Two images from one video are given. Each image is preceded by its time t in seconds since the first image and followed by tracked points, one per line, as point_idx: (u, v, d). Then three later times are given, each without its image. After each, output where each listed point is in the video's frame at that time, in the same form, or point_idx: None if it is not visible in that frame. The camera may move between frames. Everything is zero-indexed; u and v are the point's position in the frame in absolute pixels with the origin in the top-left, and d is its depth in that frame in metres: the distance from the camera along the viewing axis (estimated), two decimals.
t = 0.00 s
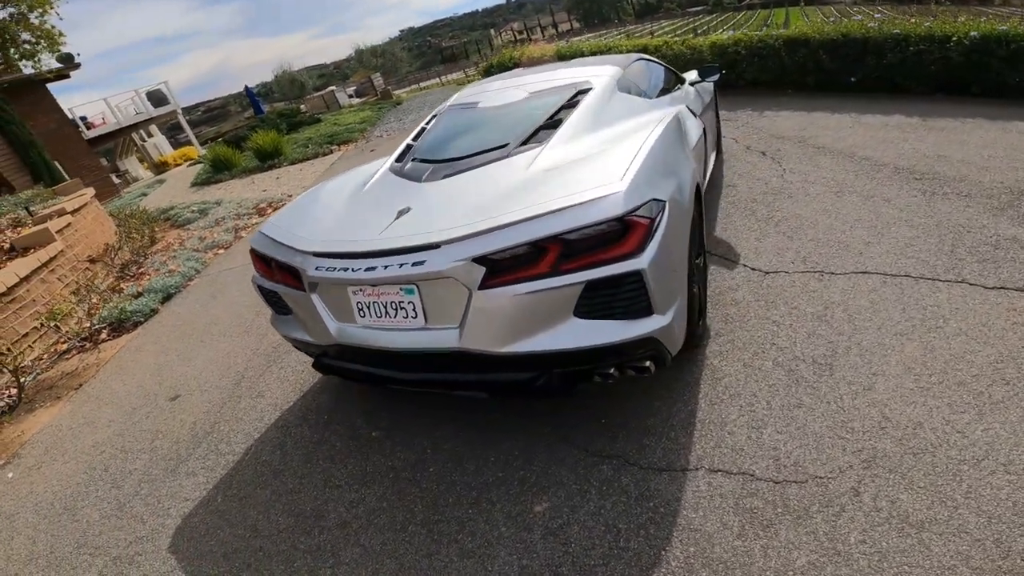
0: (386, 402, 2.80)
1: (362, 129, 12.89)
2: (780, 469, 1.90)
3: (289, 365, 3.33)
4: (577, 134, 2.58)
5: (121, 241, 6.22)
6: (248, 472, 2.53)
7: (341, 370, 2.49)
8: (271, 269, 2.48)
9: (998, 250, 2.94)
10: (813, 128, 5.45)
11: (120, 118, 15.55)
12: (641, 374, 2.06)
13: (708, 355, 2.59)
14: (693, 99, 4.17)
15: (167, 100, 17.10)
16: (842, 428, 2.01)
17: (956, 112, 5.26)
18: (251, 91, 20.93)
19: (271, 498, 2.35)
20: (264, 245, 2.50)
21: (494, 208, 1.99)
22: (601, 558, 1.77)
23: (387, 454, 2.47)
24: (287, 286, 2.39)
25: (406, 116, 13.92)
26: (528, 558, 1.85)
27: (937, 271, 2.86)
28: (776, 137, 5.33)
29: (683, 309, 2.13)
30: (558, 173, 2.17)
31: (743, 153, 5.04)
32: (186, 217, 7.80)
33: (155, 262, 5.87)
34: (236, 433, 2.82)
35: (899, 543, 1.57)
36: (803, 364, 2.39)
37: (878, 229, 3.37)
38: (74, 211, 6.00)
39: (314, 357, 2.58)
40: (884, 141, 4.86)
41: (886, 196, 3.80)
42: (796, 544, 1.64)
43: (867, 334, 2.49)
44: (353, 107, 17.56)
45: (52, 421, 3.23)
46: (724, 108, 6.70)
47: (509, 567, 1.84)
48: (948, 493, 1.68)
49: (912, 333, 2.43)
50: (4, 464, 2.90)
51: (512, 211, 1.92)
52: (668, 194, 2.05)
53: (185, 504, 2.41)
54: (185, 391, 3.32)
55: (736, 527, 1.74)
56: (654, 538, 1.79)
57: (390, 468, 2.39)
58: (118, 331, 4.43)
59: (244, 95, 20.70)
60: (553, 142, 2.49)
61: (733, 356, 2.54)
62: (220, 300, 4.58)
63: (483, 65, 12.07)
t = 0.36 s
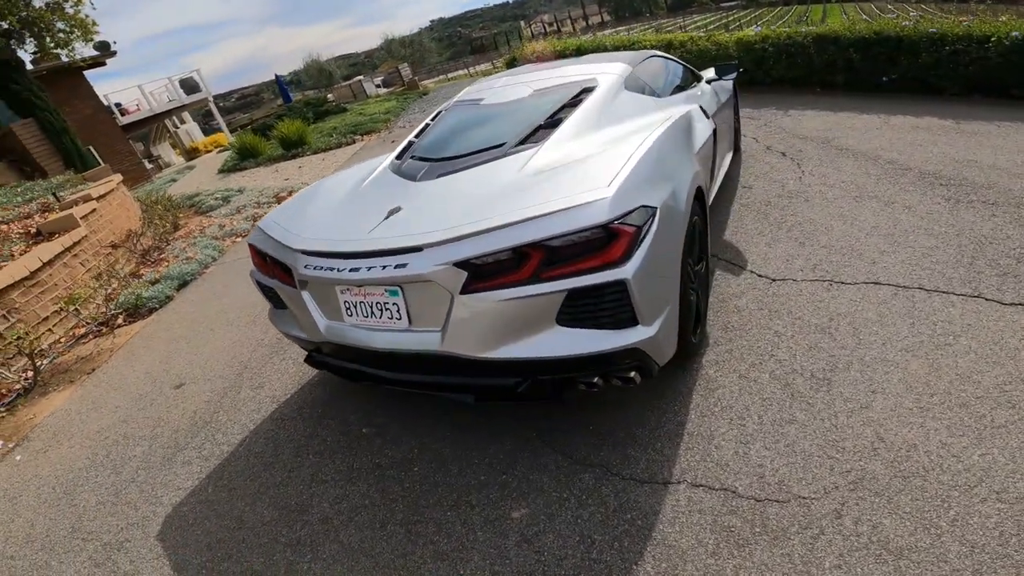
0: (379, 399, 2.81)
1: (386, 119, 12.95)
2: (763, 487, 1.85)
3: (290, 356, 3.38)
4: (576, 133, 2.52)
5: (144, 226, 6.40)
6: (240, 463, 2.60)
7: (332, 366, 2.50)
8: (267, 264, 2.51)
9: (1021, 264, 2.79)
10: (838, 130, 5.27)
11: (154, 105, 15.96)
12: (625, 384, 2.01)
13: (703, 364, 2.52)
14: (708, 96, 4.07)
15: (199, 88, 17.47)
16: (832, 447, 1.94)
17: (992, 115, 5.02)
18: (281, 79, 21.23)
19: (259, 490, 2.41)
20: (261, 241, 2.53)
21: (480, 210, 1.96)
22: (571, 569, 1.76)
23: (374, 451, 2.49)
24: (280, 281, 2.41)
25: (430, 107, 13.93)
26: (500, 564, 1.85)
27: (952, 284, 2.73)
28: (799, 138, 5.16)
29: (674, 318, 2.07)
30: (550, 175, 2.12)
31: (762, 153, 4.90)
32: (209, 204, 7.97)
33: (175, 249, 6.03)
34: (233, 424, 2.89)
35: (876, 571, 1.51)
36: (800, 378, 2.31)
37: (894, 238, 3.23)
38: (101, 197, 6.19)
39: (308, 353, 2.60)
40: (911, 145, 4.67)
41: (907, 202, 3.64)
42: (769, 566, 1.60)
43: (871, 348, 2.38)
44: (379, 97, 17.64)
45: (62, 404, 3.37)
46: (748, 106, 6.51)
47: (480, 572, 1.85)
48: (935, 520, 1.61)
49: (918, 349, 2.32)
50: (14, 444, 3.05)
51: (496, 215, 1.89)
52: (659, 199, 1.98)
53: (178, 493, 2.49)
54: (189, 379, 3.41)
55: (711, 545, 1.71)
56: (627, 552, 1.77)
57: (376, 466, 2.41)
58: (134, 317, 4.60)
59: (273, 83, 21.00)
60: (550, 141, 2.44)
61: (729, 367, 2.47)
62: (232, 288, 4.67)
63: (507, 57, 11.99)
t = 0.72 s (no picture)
0: (366, 394, 2.87)
1: (402, 111, 13.01)
2: (727, 498, 1.86)
3: (285, 348, 3.46)
4: (564, 136, 2.52)
5: (158, 214, 6.56)
6: (228, 452, 2.69)
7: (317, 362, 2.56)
8: (256, 260, 2.56)
9: (1019, 278, 2.72)
10: (850, 133, 5.16)
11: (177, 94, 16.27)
12: (596, 391, 2.02)
13: (684, 371, 2.52)
14: (710, 96, 4.03)
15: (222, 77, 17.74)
16: (802, 460, 1.93)
17: (1011, 120, 4.87)
18: (301, 70, 21.44)
19: (243, 479, 2.51)
20: (251, 237, 2.58)
21: (456, 214, 1.98)
22: (530, 570, 1.82)
23: (356, 445, 2.56)
24: (268, 277, 2.46)
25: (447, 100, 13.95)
26: (464, 562, 1.91)
27: (946, 297, 2.68)
28: (808, 140, 5.07)
29: (648, 326, 2.07)
30: (529, 179, 2.13)
31: (768, 156, 4.83)
32: (224, 193, 8.13)
33: (188, 238, 6.18)
34: (225, 414, 2.99)
35: None
36: (779, 389, 2.29)
37: (893, 248, 3.18)
38: (118, 185, 6.36)
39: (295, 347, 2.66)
40: (924, 151, 4.56)
41: (910, 211, 3.57)
42: None
43: (854, 360, 2.35)
44: (398, 89, 17.70)
45: (68, 390, 3.52)
46: (761, 107, 6.41)
47: (444, 569, 1.91)
48: (893, 539, 1.60)
49: (902, 364, 2.28)
50: (20, 428, 3.21)
51: (470, 220, 1.90)
52: (635, 207, 1.98)
53: (168, 480, 2.60)
54: (189, 367, 3.51)
55: (669, 554, 1.73)
56: (587, 556, 1.81)
57: (356, 460, 2.48)
58: (142, 304, 4.74)
59: (295, 74, 21.21)
60: (536, 144, 2.44)
61: (709, 375, 2.46)
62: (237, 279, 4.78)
63: (523, 52, 11.94)
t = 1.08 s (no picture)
0: (353, 390, 2.89)
1: (411, 104, 12.98)
2: (701, 508, 1.85)
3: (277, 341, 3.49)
4: (553, 136, 2.50)
5: (163, 204, 6.63)
6: (215, 445, 2.73)
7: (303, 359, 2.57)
8: (244, 256, 2.57)
9: (1015, 290, 2.67)
10: (857, 137, 5.08)
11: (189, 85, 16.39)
12: (575, 396, 2.01)
13: (668, 376, 2.50)
14: (711, 97, 3.98)
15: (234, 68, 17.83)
16: (779, 472, 1.91)
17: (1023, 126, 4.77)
18: (314, 63, 21.46)
19: (228, 472, 2.54)
20: (240, 232, 2.59)
21: (436, 215, 1.97)
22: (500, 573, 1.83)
23: (340, 441, 2.58)
24: (255, 273, 2.48)
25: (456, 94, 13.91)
26: (436, 562, 1.93)
27: (940, 308, 2.63)
28: (813, 143, 5.00)
29: (629, 331, 2.05)
30: (513, 181, 2.12)
31: (771, 158, 4.77)
32: (230, 184, 8.19)
33: (192, 229, 6.24)
34: (215, 406, 3.02)
35: None
36: (762, 398, 2.26)
37: (889, 256, 3.13)
38: (124, 175, 6.42)
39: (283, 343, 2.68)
40: (930, 157, 4.48)
41: (911, 218, 3.51)
42: None
43: (840, 371, 2.32)
44: (409, 82, 17.66)
45: (65, 379, 3.59)
46: (768, 107, 6.33)
47: (416, 568, 1.93)
48: (862, 555, 1.59)
49: (888, 376, 2.25)
50: (17, 416, 3.27)
51: (449, 222, 1.89)
52: (617, 211, 1.96)
53: (154, 471, 2.65)
54: (183, 358, 3.56)
55: (639, 563, 1.73)
56: (557, 561, 1.82)
57: (338, 456, 2.51)
58: (143, 294, 4.82)
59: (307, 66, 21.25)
60: (524, 145, 2.42)
61: (694, 381, 2.44)
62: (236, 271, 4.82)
63: (533, 48, 11.86)
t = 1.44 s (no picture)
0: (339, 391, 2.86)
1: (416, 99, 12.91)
2: (682, 522, 1.80)
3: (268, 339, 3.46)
4: (541, 135, 2.43)
5: (165, 198, 6.63)
6: (200, 444, 2.71)
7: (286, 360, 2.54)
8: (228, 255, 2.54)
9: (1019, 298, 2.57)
10: (864, 137, 4.97)
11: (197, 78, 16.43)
12: (556, 404, 1.96)
13: (657, 383, 2.44)
14: (712, 95, 3.90)
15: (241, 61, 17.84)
16: (764, 486, 1.86)
17: None
18: (322, 57, 21.44)
19: (210, 473, 2.53)
20: (223, 231, 2.56)
21: (414, 217, 1.92)
22: None
23: (323, 443, 2.56)
24: (237, 273, 2.44)
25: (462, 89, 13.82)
26: (411, 571, 1.90)
27: (940, 315, 2.55)
28: (819, 142, 4.89)
29: (613, 338, 1.98)
30: (496, 182, 2.06)
31: (775, 157, 4.67)
32: (232, 178, 8.19)
33: (192, 223, 6.24)
34: (202, 404, 3.01)
35: None
36: (752, 408, 2.20)
37: (891, 261, 3.04)
38: (125, 168, 6.43)
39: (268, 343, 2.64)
40: (938, 158, 4.36)
41: (915, 221, 3.42)
42: None
43: (834, 380, 2.24)
44: (416, 76, 17.58)
45: (58, 373, 3.59)
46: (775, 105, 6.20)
47: None
48: None
49: (883, 387, 2.17)
50: (9, 411, 3.28)
51: (425, 226, 1.84)
52: (601, 215, 1.89)
53: (138, 470, 2.64)
54: (174, 355, 3.55)
55: None
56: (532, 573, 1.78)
57: (320, 458, 2.48)
58: (140, 289, 4.81)
59: (315, 60, 21.24)
60: (510, 144, 2.36)
61: (683, 389, 2.37)
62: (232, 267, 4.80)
63: (539, 43, 11.75)
